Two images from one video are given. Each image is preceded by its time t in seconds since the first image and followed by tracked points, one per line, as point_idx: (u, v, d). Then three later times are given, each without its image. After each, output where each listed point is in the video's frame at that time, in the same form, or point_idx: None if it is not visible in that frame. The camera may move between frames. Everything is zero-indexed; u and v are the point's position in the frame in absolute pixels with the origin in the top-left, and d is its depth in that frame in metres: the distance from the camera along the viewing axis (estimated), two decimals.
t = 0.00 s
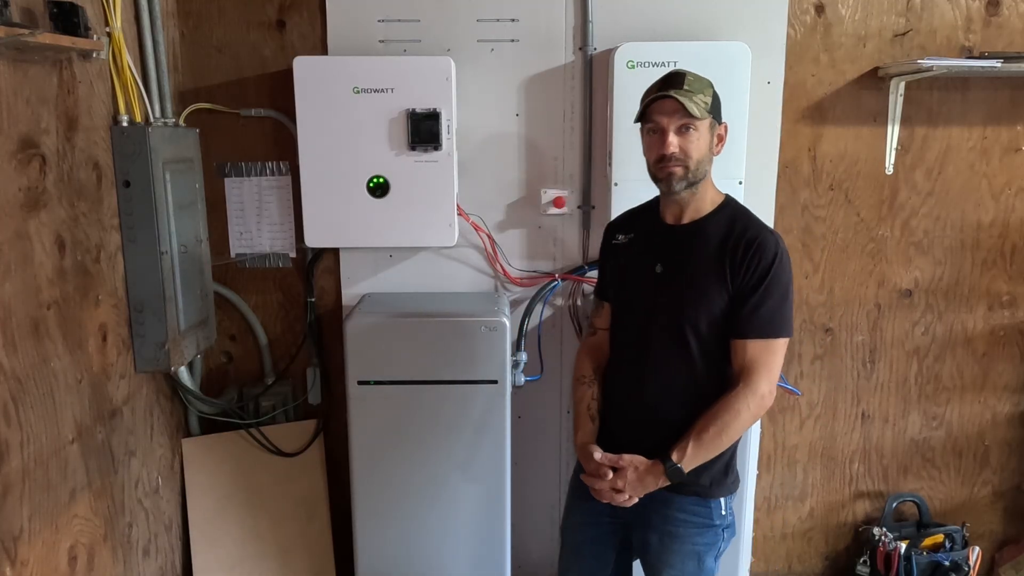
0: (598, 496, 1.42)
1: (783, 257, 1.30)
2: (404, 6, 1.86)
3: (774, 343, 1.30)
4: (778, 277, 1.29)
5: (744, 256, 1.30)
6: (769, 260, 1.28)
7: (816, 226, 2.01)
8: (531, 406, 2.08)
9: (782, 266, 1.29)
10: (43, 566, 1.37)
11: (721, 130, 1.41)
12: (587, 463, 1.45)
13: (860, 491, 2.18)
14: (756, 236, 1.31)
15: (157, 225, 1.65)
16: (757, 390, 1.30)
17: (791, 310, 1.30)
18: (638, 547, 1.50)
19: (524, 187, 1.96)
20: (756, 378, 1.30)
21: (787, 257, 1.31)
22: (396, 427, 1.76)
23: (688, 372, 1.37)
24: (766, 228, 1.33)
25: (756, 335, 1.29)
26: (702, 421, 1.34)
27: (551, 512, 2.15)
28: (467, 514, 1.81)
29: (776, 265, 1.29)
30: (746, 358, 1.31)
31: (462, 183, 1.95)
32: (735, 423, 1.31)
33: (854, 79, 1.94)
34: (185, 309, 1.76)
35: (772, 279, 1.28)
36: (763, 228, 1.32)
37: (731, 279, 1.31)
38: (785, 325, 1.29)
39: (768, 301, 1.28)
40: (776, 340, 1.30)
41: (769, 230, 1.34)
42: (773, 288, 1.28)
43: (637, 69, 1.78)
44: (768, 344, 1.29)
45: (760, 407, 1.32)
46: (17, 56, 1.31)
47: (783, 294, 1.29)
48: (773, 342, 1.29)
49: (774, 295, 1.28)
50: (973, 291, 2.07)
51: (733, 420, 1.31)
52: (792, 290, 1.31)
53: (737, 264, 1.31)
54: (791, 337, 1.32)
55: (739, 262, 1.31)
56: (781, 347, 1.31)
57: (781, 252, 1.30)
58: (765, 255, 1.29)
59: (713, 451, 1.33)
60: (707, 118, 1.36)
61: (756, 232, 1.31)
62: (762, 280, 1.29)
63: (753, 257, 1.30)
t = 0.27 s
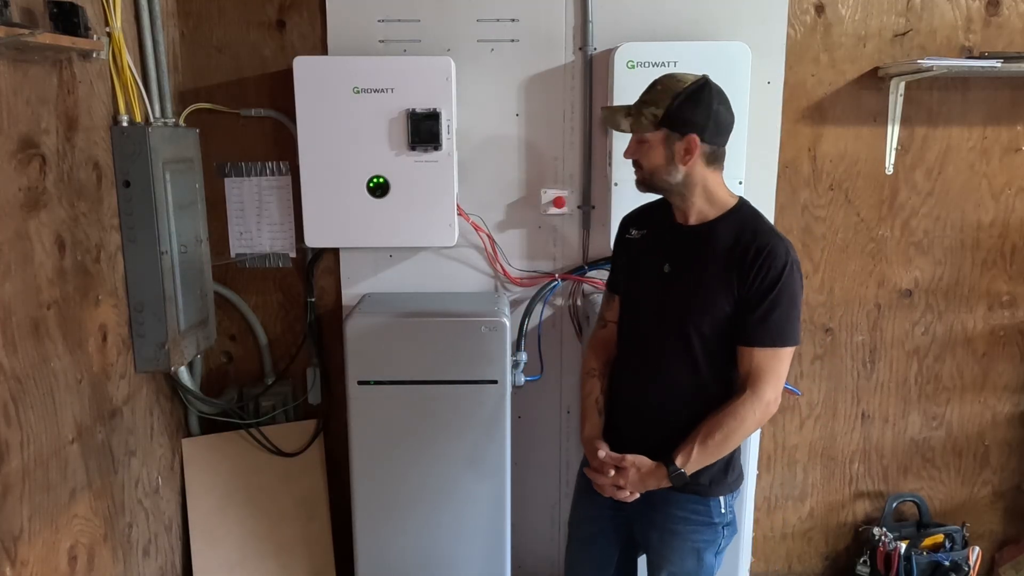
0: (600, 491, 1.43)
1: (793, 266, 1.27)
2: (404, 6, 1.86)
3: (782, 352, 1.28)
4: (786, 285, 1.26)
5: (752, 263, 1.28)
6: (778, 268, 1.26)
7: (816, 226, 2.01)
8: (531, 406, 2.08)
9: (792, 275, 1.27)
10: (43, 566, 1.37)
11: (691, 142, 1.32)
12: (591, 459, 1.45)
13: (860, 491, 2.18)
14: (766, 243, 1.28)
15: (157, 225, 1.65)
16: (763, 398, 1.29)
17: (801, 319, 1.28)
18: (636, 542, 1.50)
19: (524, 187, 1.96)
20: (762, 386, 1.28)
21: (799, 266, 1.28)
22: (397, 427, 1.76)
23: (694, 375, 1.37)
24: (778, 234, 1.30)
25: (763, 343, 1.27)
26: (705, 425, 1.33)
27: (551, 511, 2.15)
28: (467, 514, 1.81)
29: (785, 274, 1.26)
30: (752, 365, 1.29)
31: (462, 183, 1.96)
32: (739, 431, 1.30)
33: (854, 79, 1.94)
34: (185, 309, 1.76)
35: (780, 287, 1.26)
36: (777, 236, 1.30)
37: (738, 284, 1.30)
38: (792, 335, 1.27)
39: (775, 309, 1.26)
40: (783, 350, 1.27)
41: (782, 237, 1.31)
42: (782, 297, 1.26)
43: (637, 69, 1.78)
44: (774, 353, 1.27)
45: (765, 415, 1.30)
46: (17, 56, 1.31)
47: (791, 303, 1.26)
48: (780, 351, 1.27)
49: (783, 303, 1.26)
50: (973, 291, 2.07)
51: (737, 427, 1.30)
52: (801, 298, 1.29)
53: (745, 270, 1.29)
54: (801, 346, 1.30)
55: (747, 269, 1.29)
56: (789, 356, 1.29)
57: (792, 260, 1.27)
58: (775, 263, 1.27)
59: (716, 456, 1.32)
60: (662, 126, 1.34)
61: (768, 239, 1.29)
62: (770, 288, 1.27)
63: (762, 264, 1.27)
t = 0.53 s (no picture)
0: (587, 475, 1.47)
1: (778, 272, 1.20)
2: (404, 5, 1.86)
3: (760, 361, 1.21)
4: (768, 293, 1.20)
5: (735, 266, 1.23)
6: (761, 274, 1.20)
7: (816, 226, 2.01)
8: (531, 406, 2.08)
9: (774, 281, 1.20)
10: (44, 566, 1.37)
11: (663, 145, 1.29)
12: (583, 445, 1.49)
13: (860, 491, 2.18)
14: (751, 246, 1.23)
15: (157, 224, 1.65)
16: (739, 406, 1.23)
17: (784, 330, 1.20)
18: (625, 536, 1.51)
19: (524, 187, 1.96)
20: (737, 394, 1.23)
21: (786, 272, 1.21)
22: (396, 426, 1.76)
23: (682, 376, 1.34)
24: (769, 238, 1.24)
25: (738, 350, 1.22)
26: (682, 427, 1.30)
27: (551, 511, 2.15)
28: (467, 514, 1.81)
29: (765, 280, 1.20)
30: (730, 371, 1.24)
31: (462, 183, 1.95)
32: (711, 437, 1.26)
33: (854, 79, 1.94)
34: (185, 309, 1.76)
35: (760, 293, 1.20)
36: (767, 239, 1.23)
37: (722, 287, 1.26)
38: (773, 344, 1.20)
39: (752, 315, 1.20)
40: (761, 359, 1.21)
41: (774, 241, 1.23)
42: (760, 304, 1.20)
43: (637, 69, 1.78)
44: (751, 361, 1.21)
45: (743, 424, 1.25)
46: (17, 56, 1.31)
47: (770, 310, 1.19)
48: (757, 359, 1.21)
49: (761, 310, 1.20)
50: (972, 291, 2.07)
51: (710, 433, 1.25)
52: (790, 307, 1.21)
53: (729, 273, 1.24)
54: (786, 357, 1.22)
55: (730, 272, 1.24)
56: (772, 366, 1.22)
57: (777, 266, 1.21)
58: (756, 268, 1.21)
59: (689, 460, 1.29)
60: (639, 130, 1.33)
61: (755, 242, 1.23)
62: (748, 293, 1.21)
63: (744, 268, 1.22)
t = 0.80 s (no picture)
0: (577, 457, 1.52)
1: (750, 277, 1.18)
2: (404, 5, 1.86)
3: (725, 365, 1.19)
4: (738, 297, 1.18)
5: (711, 267, 1.23)
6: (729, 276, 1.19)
7: (816, 226, 2.01)
8: (531, 406, 2.08)
9: (744, 285, 1.18)
10: (44, 566, 1.37)
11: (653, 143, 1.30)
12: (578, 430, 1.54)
13: (860, 491, 2.18)
14: (727, 249, 1.21)
15: (157, 224, 1.65)
16: (702, 409, 1.22)
17: (753, 336, 1.18)
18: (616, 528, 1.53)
19: (524, 187, 1.96)
20: (700, 396, 1.22)
21: (759, 277, 1.19)
22: (395, 426, 1.76)
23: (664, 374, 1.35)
24: (748, 242, 1.22)
25: (704, 352, 1.21)
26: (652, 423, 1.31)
27: (551, 511, 2.15)
28: (467, 514, 1.81)
29: (736, 283, 1.19)
30: (697, 372, 1.23)
31: (462, 183, 1.95)
32: (675, 436, 1.25)
33: (854, 79, 1.94)
34: (185, 309, 1.76)
35: (728, 296, 1.18)
36: (744, 242, 1.21)
37: (697, 287, 1.25)
38: (740, 350, 1.18)
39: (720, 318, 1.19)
40: (725, 363, 1.19)
41: (754, 245, 1.21)
42: (728, 307, 1.19)
43: (637, 69, 1.78)
44: (716, 364, 1.20)
45: (708, 427, 1.23)
46: (17, 56, 1.31)
47: (737, 315, 1.18)
48: (722, 363, 1.19)
49: (727, 313, 1.18)
50: (973, 291, 2.07)
51: (673, 431, 1.25)
52: (762, 314, 1.18)
53: (704, 274, 1.24)
54: (754, 363, 1.19)
55: (705, 273, 1.23)
56: (739, 372, 1.20)
57: (749, 271, 1.19)
58: (729, 270, 1.20)
59: (654, 456, 1.30)
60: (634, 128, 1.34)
61: (731, 245, 1.21)
62: (718, 296, 1.20)
63: (718, 270, 1.21)
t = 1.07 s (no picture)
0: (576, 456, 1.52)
1: (747, 273, 1.19)
2: (404, 5, 1.86)
3: (721, 362, 1.19)
4: (734, 294, 1.18)
5: (708, 265, 1.23)
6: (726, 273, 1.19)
7: (816, 226, 2.01)
8: (531, 406, 2.08)
9: (741, 282, 1.18)
10: (44, 566, 1.37)
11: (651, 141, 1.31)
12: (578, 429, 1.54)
13: (860, 491, 2.18)
14: (724, 246, 1.21)
15: (157, 224, 1.65)
16: (698, 406, 1.21)
17: (750, 333, 1.18)
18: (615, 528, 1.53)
19: (524, 187, 1.96)
20: (697, 394, 1.21)
21: (756, 274, 1.19)
22: (394, 426, 1.76)
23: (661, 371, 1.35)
24: (746, 239, 1.22)
25: (701, 348, 1.21)
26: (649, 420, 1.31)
27: (551, 511, 2.15)
28: (467, 514, 1.81)
29: (733, 280, 1.19)
30: (694, 369, 1.23)
31: (462, 183, 1.95)
32: (670, 433, 1.25)
33: (854, 79, 1.94)
34: (185, 309, 1.76)
35: (726, 293, 1.18)
36: (742, 239, 1.21)
37: (694, 284, 1.25)
38: (736, 347, 1.18)
39: (717, 316, 1.19)
40: (722, 360, 1.19)
41: (752, 242, 1.21)
42: (725, 305, 1.19)
43: (637, 69, 1.78)
44: (712, 360, 1.19)
45: (704, 424, 1.23)
46: (17, 56, 1.31)
47: (735, 311, 1.18)
48: (719, 360, 1.19)
49: (725, 310, 1.18)
50: (972, 291, 2.07)
51: (669, 429, 1.25)
52: (759, 312, 1.18)
53: (702, 271, 1.24)
54: (751, 360, 1.19)
55: (703, 270, 1.23)
56: (736, 370, 1.19)
57: (746, 268, 1.19)
58: (726, 267, 1.20)
59: (650, 453, 1.29)
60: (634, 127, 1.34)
61: (729, 242, 1.21)
62: (715, 293, 1.20)
63: (716, 267, 1.21)
